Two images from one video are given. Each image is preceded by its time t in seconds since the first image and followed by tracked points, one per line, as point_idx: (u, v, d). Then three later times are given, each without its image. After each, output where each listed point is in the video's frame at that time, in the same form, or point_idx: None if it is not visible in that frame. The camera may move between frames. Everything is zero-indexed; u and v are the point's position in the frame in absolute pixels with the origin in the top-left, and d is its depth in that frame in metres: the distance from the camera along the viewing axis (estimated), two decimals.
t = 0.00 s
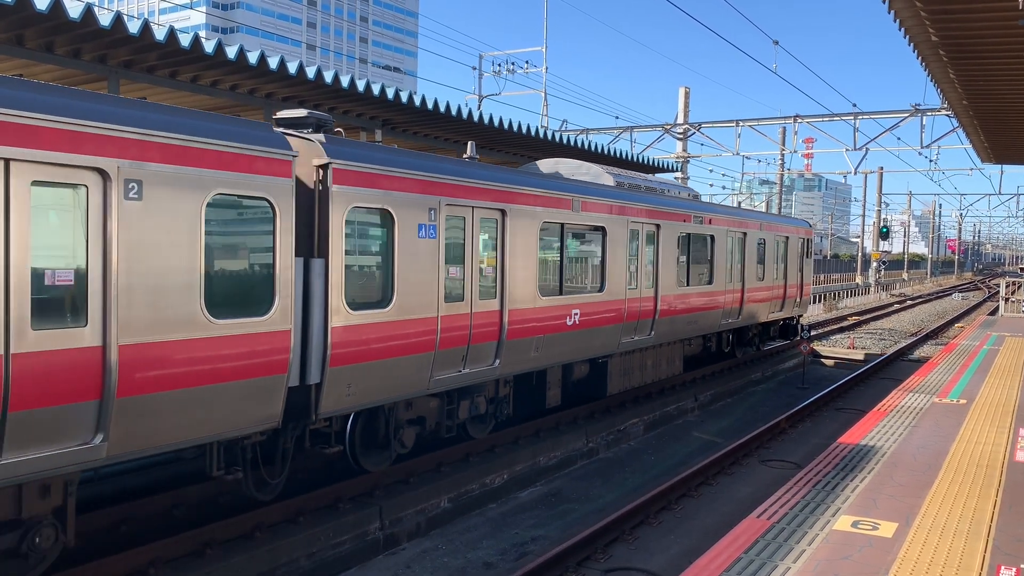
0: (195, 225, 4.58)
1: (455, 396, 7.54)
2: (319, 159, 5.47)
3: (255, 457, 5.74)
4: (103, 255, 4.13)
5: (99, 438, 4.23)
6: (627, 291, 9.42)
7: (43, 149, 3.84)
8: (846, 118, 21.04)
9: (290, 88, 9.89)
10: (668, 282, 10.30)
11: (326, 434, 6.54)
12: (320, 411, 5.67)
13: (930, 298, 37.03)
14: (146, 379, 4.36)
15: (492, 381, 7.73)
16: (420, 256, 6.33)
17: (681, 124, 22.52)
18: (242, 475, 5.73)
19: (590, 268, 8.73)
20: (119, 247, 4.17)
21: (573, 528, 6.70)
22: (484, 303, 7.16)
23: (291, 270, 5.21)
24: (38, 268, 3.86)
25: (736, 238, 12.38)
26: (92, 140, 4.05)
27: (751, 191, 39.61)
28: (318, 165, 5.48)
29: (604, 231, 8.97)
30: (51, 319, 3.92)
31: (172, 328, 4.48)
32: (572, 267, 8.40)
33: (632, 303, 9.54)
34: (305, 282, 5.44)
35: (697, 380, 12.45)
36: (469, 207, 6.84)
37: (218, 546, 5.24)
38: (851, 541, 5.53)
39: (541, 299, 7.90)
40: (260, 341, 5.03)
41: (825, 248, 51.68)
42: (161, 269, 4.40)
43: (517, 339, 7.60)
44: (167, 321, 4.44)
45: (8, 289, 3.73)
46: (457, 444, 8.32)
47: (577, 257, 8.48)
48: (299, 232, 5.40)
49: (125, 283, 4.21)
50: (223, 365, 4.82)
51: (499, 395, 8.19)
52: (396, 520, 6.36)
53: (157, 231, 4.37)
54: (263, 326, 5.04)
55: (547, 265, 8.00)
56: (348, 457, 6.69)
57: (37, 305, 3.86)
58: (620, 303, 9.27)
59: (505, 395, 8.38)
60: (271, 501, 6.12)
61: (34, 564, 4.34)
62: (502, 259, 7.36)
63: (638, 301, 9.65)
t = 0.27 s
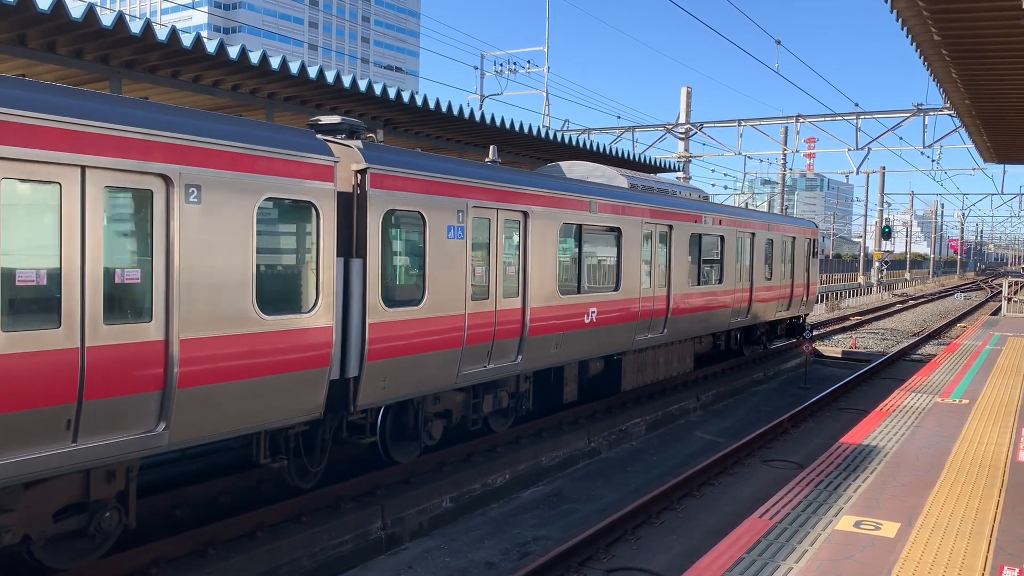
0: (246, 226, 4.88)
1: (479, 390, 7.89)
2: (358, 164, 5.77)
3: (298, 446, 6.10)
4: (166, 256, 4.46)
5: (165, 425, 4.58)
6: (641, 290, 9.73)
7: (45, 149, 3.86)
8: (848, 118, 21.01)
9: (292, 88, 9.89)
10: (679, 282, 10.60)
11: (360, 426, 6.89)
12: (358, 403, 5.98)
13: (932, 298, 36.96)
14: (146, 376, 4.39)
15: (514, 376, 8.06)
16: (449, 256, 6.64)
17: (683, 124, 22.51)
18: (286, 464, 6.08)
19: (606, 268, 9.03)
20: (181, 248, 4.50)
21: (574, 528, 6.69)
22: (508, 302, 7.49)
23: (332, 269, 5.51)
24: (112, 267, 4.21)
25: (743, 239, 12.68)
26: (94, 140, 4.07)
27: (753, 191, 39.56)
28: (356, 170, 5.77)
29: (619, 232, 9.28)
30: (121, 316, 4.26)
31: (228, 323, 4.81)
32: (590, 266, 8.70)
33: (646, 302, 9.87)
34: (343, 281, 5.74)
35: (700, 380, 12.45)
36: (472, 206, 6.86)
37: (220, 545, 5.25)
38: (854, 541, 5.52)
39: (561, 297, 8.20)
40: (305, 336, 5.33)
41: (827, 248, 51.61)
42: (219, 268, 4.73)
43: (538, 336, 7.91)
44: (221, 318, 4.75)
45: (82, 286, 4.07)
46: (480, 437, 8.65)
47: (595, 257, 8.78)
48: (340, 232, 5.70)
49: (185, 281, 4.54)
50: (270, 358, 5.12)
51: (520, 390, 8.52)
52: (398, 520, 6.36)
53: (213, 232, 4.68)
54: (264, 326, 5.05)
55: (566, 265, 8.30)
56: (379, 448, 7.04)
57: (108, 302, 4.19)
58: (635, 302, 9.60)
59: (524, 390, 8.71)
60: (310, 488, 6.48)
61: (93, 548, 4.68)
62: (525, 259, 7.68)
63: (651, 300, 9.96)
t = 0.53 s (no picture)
0: (296, 228, 5.21)
1: (503, 385, 8.21)
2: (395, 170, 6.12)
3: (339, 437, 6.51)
4: (225, 256, 4.79)
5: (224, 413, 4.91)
6: (656, 289, 10.05)
7: (47, 149, 3.86)
8: (850, 118, 21.00)
9: (293, 89, 9.89)
10: (691, 281, 10.91)
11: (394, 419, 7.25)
12: (395, 396, 6.34)
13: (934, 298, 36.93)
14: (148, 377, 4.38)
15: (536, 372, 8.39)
16: (478, 256, 6.98)
17: (684, 124, 22.50)
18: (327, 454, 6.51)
19: (621, 268, 9.31)
20: (239, 250, 4.84)
21: (576, 528, 6.69)
22: (532, 300, 7.81)
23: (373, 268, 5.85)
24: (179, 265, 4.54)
25: (752, 239, 12.99)
26: (95, 140, 4.07)
27: (755, 191, 39.54)
28: (394, 176, 6.12)
29: (636, 233, 9.61)
30: (187, 312, 4.59)
31: (284, 319, 5.17)
32: (608, 266, 9.01)
33: (661, 301, 10.20)
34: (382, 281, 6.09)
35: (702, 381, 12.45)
36: (474, 207, 6.89)
37: (222, 546, 5.25)
38: (856, 542, 5.51)
39: (581, 296, 8.51)
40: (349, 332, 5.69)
41: (829, 248, 51.56)
42: (275, 268, 5.08)
43: (560, 333, 8.23)
44: (273, 315, 5.08)
45: (153, 284, 4.40)
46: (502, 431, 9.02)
47: (613, 258, 9.08)
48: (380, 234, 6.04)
49: (244, 280, 4.89)
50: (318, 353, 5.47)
51: (540, 385, 8.86)
52: (399, 520, 6.36)
53: (266, 234, 5.01)
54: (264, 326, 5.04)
55: (587, 265, 8.61)
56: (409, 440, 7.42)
57: (176, 298, 4.53)
58: (650, 301, 9.95)
59: (545, 385, 9.06)
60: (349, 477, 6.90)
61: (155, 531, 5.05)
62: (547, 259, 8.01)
63: (665, 299, 10.27)
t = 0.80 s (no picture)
0: (343, 232, 5.56)
1: (526, 380, 8.55)
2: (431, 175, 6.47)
3: (384, 427, 6.95)
4: (281, 256, 5.15)
5: (281, 404, 5.27)
6: (670, 288, 10.40)
7: (46, 150, 3.86)
8: (851, 118, 20.99)
9: (294, 89, 9.89)
10: (704, 280, 11.23)
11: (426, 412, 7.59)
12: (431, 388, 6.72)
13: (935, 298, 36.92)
14: (150, 378, 4.37)
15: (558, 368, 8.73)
16: (507, 256, 7.35)
17: (685, 124, 22.50)
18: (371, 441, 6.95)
19: (638, 268, 9.63)
20: (294, 252, 5.21)
21: (578, 528, 6.68)
22: (555, 298, 8.15)
23: (412, 267, 6.23)
24: (243, 265, 4.91)
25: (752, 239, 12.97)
26: (96, 141, 4.07)
27: (756, 191, 39.54)
28: (429, 181, 6.49)
29: (651, 234, 9.94)
30: (250, 309, 4.96)
31: (337, 316, 5.56)
32: (626, 266, 9.33)
33: (675, 299, 10.54)
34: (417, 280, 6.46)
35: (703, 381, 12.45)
36: (475, 206, 6.89)
37: (223, 546, 5.25)
38: (857, 542, 5.51)
39: (600, 295, 8.85)
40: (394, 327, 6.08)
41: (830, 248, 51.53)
42: (327, 268, 5.46)
43: (581, 331, 8.58)
44: (323, 311, 5.45)
45: (218, 284, 4.75)
46: (526, 425, 9.42)
47: (631, 258, 9.41)
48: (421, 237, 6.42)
49: (300, 280, 5.26)
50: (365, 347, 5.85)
51: (561, 381, 9.19)
52: (400, 521, 6.35)
53: (318, 237, 5.38)
54: (265, 326, 5.04)
55: (605, 265, 8.92)
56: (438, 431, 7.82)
57: (237, 297, 4.87)
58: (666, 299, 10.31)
59: (565, 381, 9.39)
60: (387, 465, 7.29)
61: (213, 517, 5.41)
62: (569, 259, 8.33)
63: (678, 298, 10.61)
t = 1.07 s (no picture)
0: (386, 236, 5.96)
1: (549, 375, 8.95)
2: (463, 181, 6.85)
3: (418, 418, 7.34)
4: (333, 255, 5.54)
5: (333, 395, 5.66)
6: (684, 287, 10.78)
7: (49, 152, 3.87)
8: (852, 118, 21.00)
9: (295, 90, 9.90)
10: (715, 279, 11.60)
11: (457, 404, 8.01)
12: (464, 382, 7.13)
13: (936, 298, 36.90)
14: (155, 380, 4.39)
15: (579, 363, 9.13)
16: (532, 257, 7.74)
17: (685, 124, 22.50)
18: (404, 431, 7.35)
19: (653, 268, 10.01)
20: (344, 255, 5.61)
21: (578, 529, 6.68)
22: (577, 296, 8.55)
23: (448, 267, 6.66)
24: (300, 266, 5.31)
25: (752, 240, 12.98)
26: (100, 143, 4.09)
27: (756, 191, 39.54)
28: (463, 186, 6.90)
29: (667, 236, 10.31)
30: (307, 307, 5.35)
31: (385, 313, 5.98)
32: (642, 267, 9.70)
33: (689, 298, 10.93)
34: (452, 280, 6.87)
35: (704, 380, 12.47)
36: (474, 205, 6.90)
37: (224, 547, 5.25)
38: (858, 543, 5.50)
39: (619, 294, 9.23)
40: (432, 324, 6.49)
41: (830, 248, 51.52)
42: (374, 270, 5.87)
43: (601, 328, 8.97)
44: (370, 308, 5.85)
45: (279, 283, 5.15)
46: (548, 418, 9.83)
47: (647, 259, 9.78)
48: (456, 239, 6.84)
49: (349, 280, 5.66)
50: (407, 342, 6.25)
51: (581, 376, 9.59)
52: (402, 521, 6.36)
53: (365, 239, 5.78)
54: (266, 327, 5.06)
55: (623, 265, 9.30)
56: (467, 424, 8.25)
57: (296, 295, 5.27)
58: (681, 299, 10.71)
59: (585, 376, 9.79)
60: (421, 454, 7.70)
61: (267, 501, 5.79)
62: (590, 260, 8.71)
63: (692, 297, 11.00)
